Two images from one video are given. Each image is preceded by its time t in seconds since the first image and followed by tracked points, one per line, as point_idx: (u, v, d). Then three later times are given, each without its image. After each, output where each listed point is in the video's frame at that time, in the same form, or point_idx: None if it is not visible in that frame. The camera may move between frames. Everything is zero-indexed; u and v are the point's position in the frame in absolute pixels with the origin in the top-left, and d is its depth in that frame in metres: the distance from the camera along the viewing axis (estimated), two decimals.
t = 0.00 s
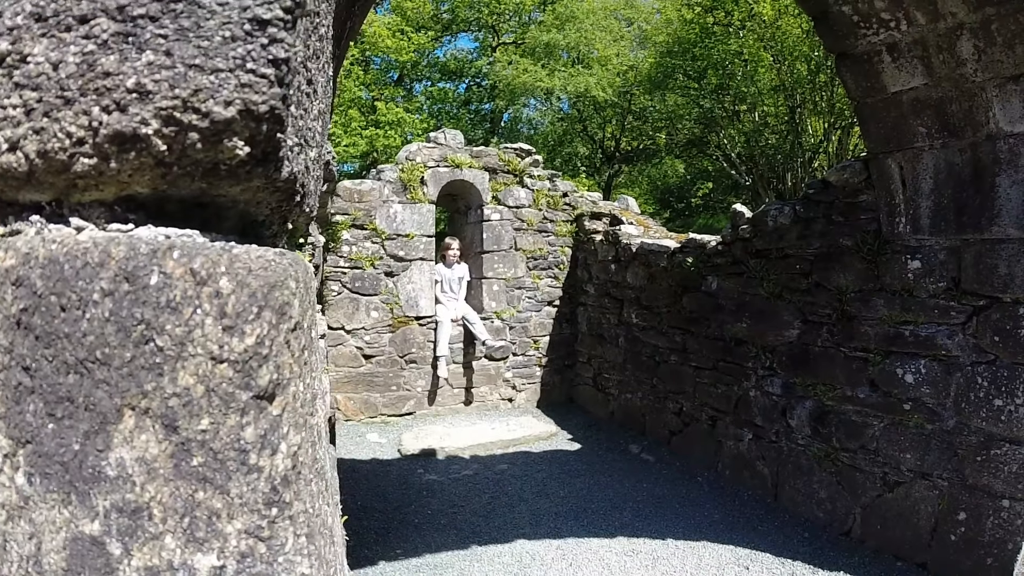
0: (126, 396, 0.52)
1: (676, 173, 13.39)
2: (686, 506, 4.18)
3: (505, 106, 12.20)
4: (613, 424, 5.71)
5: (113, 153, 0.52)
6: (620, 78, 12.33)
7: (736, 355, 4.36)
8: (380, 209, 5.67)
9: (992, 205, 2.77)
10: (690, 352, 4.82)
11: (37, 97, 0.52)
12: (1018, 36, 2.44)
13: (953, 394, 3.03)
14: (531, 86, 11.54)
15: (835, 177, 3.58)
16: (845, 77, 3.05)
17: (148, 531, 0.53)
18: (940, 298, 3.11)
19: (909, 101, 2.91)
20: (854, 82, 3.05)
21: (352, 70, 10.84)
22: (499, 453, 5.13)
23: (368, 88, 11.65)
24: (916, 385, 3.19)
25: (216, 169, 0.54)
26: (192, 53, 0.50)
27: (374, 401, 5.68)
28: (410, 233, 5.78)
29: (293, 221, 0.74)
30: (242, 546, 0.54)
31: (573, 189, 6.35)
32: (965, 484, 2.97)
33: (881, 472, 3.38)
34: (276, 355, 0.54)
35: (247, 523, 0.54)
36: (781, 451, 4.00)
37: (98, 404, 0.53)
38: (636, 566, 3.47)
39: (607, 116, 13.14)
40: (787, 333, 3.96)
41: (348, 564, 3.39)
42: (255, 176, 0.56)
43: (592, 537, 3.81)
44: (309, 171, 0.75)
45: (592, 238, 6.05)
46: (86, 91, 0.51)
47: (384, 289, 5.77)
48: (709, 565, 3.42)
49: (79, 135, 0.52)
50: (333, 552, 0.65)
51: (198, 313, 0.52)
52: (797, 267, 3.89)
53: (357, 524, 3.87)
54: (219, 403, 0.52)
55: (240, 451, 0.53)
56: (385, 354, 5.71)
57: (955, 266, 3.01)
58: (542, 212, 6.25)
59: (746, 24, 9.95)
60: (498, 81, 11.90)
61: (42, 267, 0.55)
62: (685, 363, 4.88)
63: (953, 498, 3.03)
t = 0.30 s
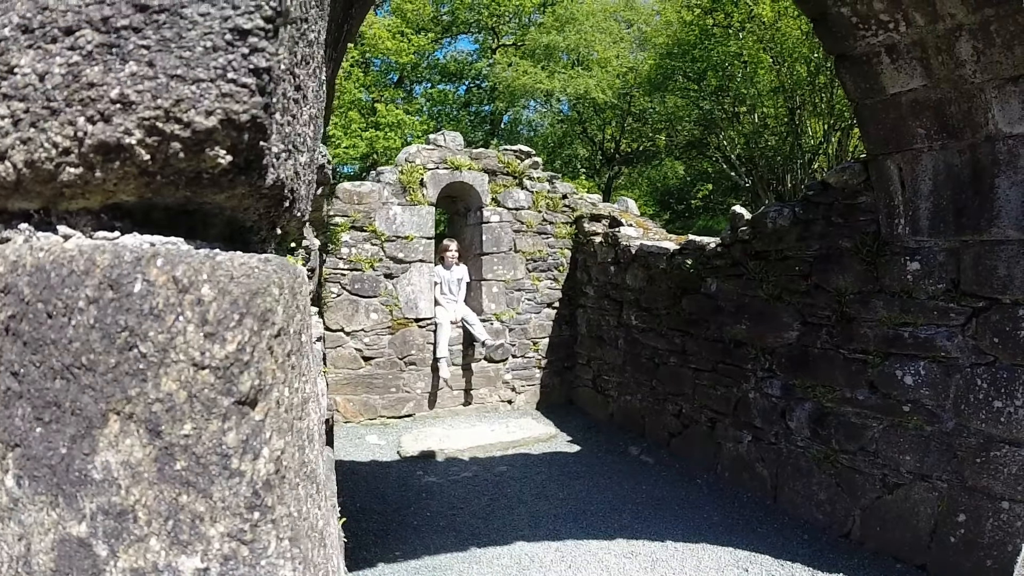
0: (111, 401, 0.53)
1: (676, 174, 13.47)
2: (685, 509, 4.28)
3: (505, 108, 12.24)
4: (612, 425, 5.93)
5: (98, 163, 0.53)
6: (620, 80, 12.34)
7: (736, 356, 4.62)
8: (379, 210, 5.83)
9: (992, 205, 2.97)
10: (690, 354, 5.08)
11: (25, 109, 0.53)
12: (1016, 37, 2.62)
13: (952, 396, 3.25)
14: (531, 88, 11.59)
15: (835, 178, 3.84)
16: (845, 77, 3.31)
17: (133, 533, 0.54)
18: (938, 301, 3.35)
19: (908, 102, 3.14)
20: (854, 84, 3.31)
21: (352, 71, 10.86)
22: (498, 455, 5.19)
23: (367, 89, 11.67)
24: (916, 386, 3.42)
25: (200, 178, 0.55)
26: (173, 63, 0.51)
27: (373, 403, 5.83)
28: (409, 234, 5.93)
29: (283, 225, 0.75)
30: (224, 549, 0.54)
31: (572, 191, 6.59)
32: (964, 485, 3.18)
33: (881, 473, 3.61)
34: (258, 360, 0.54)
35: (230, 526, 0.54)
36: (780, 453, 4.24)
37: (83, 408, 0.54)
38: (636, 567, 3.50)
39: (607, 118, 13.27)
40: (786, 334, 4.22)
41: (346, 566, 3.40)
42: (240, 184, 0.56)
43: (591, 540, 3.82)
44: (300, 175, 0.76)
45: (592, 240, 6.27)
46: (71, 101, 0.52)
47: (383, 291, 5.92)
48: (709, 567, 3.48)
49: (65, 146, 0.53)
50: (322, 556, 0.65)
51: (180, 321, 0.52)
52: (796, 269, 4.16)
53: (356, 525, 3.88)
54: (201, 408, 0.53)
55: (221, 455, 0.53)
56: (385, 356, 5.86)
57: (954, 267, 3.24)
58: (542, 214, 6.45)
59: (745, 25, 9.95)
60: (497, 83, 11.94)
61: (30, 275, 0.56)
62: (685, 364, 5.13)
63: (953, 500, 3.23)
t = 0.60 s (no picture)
0: (96, 405, 0.54)
1: (677, 176, 13.56)
2: (685, 511, 4.31)
3: (506, 110, 12.30)
4: (614, 427, 6.02)
5: (83, 172, 0.54)
6: (622, 82, 12.49)
7: (737, 358, 4.68)
8: (380, 212, 5.96)
9: (992, 207, 3.09)
10: (690, 356, 5.12)
11: (11, 120, 0.54)
12: (1016, 38, 2.77)
13: (954, 398, 3.32)
14: (533, 90, 11.65)
15: (835, 181, 3.89)
16: (845, 79, 3.46)
17: (118, 534, 0.55)
18: (939, 302, 3.42)
19: (908, 104, 3.29)
20: (853, 86, 3.47)
21: (353, 73, 11.00)
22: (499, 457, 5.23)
23: (369, 91, 11.72)
24: (917, 388, 3.49)
25: (182, 187, 0.56)
26: (155, 76, 0.52)
27: (374, 404, 5.96)
28: (410, 237, 6.05)
29: (272, 229, 0.77)
30: (207, 550, 0.55)
31: (573, 193, 6.74)
32: (965, 488, 3.25)
33: (881, 476, 3.67)
34: (239, 366, 0.55)
35: (212, 528, 0.55)
36: (781, 455, 4.29)
37: (70, 412, 0.55)
38: (637, 568, 3.53)
39: (607, 120, 13.39)
40: (787, 336, 4.27)
41: (346, 568, 3.42)
42: (222, 193, 0.57)
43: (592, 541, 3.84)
44: (290, 180, 0.78)
45: (592, 242, 6.43)
46: (56, 112, 0.53)
47: (384, 293, 6.04)
48: (710, 569, 3.50)
49: (52, 155, 0.54)
50: (308, 556, 0.66)
51: (162, 327, 0.53)
52: (797, 271, 4.21)
53: (356, 527, 3.89)
54: (182, 413, 0.54)
55: (203, 458, 0.54)
56: (385, 358, 5.99)
57: (955, 269, 3.32)
58: (542, 215, 6.61)
59: (746, 27, 10.45)
60: (499, 84, 11.95)
61: (16, 283, 0.57)
62: (685, 366, 5.18)
63: (953, 503, 3.30)
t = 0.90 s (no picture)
0: (83, 406, 0.55)
1: (678, 177, 13.63)
2: (685, 512, 4.32)
3: (507, 111, 12.38)
4: (614, 428, 6.03)
5: (71, 178, 0.55)
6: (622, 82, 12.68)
7: (737, 359, 4.68)
8: (380, 213, 5.99)
9: (993, 208, 3.09)
10: (690, 357, 5.13)
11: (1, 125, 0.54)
12: (1016, 38, 2.78)
13: (954, 399, 3.32)
14: (533, 90, 11.70)
15: (835, 181, 3.90)
16: (845, 79, 3.46)
17: (106, 533, 0.55)
18: (940, 304, 3.42)
19: (908, 104, 3.30)
20: (853, 87, 3.48)
21: (354, 74, 11.03)
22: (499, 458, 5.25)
23: (369, 92, 11.70)
24: (917, 389, 3.49)
25: (169, 193, 0.57)
26: (140, 83, 0.53)
27: (375, 404, 5.97)
28: (410, 237, 6.08)
29: (264, 232, 0.77)
30: (192, 550, 0.55)
31: (573, 194, 6.76)
32: (965, 489, 3.25)
33: (882, 477, 3.67)
34: (223, 368, 0.56)
35: (198, 527, 0.55)
36: (781, 456, 4.29)
37: (58, 413, 0.55)
38: (637, 569, 3.54)
39: (608, 121, 13.42)
40: (787, 337, 4.27)
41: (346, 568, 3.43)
42: (209, 199, 0.58)
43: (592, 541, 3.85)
44: (282, 183, 0.78)
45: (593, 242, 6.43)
46: (45, 119, 0.54)
47: (384, 293, 6.06)
48: (709, 569, 3.51)
49: (41, 162, 0.55)
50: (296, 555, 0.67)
51: (147, 330, 0.54)
52: (797, 272, 4.21)
53: (356, 527, 3.91)
54: (167, 414, 0.54)
55: (187, 459, 0.55)
56: (385, 358, 6.01)
57: (955, 270, 3.32)
58: (542, 215, 6.63)
59: (747, 28, 10.74)
60: (500, 85, 12.07)
61: (6, 285, 0.57)
62: (685, 367, 5.19)
63: (953, 504, 3.30)
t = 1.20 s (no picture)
0: (66, 405, 0.55)
1: (678, 177, 13.70)
2: (684, 512, 4.32)
3: (508, 111, 12.40)
4: (613, 428, 6.04)
5: (54, 182, 0.55)
6: (623, 82, 12.83)
7: (736, 359, 4.68)
8: (380, 213, 6.01)
9: (993, 208, 3.09)
10: (690, 357, 5.13)
11: None
12: (1016, 38, 2.78)
13: (954, 400, 3.32)
14: (534, 91, 11.76)
15: (835, 182, 3.89)
16: (845, 79, 3.46)
17: (89, 530, 0.55)
18: (939, 304, 3.41)
19: (908, 104, 3.30)
20: (853, 87, 3.47)
21: (355, 74, 11.05)
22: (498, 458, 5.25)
23: (370, 92, 11.72)
24: (917, 390, 3.49)
25: (150, 197, 0.57)
26: (120, 89, 0.53)
27: (374, 405, 5.98)
28: (410, 237, 6.09)
29: (251, 233, 0.78)
30: (172, 547, 0.56)
31: (573, 194, 6.77)
32: (965, 490, 3.25)
33: (881, 477, 3.67)
34: (201, 369, 0.56)
35: (177, 526, 0.56)
36: (781, 457, 4.29)
37: (40, 412, 0.56)
38: (636, 569, 3.54)
39: (609, 121, 13.47)
40: (787, 337, 4.26)
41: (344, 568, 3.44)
42: (189, 203, 0.58)
43: (591, 542, 3.85)
44: (270, 184, 0.79)
45: (593, 242, 6.44)
46: (29, 125, 0.54)
47: (384, 293, 6.08)
48: (708, 570, 3.51)
49: (25, 167, 0.55)
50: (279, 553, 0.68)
51: (126, 332, 0.54)
52: (797, 272, 4.21)
53: (355, 527, 3.92)
54: (147, 413, 0.55)
55: (166, 458, 0.55)
56: (385, 358, 6.02)
57: (955, 271, 3.31)
58: (542, 215, 6.64)
59: (747, 29, 10.73)
60: (500, 85, 12.09)
61: None
62: (685, 367, 5.19)
63: (953, 505, 3.30)
